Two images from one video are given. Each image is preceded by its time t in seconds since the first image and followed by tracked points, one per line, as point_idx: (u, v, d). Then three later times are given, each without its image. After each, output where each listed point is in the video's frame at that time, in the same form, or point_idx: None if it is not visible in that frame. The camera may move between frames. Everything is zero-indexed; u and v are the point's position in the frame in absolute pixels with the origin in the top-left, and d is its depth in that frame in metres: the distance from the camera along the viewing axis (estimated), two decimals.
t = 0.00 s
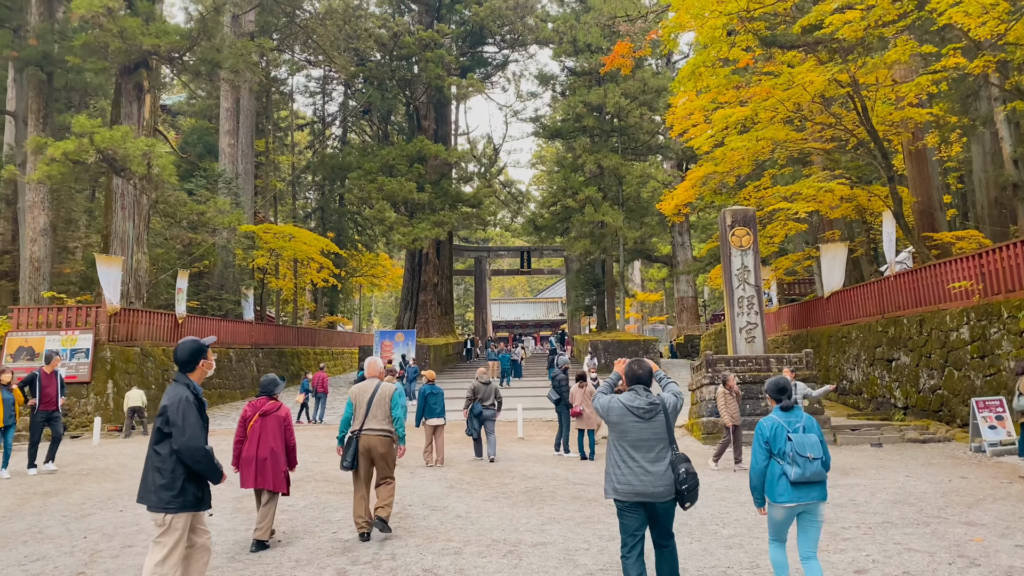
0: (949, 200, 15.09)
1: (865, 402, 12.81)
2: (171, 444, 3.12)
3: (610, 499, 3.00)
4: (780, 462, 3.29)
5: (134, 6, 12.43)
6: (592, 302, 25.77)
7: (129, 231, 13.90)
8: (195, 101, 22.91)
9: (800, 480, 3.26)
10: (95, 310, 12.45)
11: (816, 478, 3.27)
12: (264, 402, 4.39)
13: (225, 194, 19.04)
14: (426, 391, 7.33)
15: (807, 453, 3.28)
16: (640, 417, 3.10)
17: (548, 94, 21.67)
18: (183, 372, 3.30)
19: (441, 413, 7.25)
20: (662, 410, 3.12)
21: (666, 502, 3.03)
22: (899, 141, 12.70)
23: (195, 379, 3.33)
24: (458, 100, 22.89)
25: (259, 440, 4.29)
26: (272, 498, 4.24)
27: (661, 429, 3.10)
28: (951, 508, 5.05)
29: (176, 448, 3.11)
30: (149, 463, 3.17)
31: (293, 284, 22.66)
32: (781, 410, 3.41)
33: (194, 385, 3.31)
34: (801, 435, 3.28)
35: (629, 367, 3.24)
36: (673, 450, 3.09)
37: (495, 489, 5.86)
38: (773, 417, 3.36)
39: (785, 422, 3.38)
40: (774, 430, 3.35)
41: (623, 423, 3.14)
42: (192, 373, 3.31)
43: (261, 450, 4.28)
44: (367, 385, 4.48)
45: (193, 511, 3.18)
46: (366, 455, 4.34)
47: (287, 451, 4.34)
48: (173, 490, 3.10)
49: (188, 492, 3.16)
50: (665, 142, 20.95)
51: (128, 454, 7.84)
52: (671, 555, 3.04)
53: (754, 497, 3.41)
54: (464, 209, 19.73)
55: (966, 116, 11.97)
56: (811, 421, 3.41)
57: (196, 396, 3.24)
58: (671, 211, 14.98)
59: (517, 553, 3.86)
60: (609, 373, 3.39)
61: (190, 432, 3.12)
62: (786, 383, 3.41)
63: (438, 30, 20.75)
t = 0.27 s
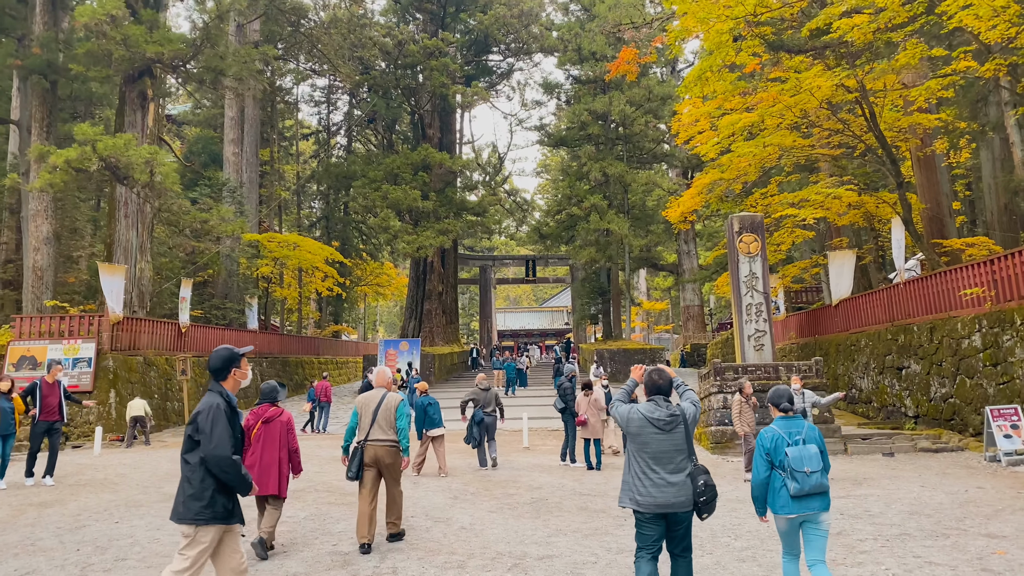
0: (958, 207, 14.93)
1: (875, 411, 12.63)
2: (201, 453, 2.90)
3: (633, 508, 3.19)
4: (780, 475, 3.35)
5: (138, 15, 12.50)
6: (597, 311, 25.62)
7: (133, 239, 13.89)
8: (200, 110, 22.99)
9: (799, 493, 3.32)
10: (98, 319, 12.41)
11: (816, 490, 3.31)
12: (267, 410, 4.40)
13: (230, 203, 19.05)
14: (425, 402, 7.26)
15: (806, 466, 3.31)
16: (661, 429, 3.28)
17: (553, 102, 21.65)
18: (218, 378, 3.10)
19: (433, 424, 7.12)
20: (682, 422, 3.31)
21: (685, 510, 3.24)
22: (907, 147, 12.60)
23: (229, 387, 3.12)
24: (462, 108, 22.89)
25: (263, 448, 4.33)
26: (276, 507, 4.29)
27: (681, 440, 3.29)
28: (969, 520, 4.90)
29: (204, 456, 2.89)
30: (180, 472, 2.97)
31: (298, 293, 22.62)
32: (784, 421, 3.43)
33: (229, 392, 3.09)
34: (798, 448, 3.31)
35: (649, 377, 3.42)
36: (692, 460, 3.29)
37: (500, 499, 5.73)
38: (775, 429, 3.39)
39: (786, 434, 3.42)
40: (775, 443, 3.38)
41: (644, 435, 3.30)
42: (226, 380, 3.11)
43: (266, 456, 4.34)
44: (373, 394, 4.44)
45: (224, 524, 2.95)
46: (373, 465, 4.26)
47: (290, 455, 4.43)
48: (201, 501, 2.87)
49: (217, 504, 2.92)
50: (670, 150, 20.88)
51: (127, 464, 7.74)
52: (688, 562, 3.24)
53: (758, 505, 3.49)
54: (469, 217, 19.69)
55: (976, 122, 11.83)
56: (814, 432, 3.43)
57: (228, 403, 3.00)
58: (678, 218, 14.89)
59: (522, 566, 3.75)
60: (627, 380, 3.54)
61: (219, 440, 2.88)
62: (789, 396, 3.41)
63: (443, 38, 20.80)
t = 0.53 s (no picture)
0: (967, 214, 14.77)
1: (885, 421, 12.42)
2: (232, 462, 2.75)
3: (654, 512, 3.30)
4: (787, 478, 3.28)
5: (141, 27, 12.57)
6: (602, 321, 25.46)
7: (135, 252, 13.86)
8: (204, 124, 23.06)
9: (807, 496, 3.23)
10: (100, 333, 12.34)
11: (825, 493, 3.23)
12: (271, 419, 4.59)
13: (233, 216, 19.08)
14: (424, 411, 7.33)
15: (814, 468, 3.23)
16: (682, 434, 3.38)
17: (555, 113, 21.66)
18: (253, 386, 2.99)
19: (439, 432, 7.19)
20: (703, 428, 3.40)
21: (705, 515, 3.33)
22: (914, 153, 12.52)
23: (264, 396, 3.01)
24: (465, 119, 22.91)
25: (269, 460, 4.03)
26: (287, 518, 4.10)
27: (701, 446, 3.39)
28: (990, 533, 4.74)
29: (235, 464, 2.73)
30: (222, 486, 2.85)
31: (302, 306, 22.55)
32: (790, 423, 3.37)
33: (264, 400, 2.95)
34: (806, 450, 3.24)
35: (668, 383, 3.52)
36: (712, 465, 3.38)
37: (506, 514, 5.58)
38: (780, 431, 3.34)
39: (793, 436, 3.34)
40: (781, 445, 3.32)
41: (664, 440, 3.42)
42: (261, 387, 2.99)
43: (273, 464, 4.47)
44: (386, 406, 4.68)
45: (266, 535, 2.76)
46: (385, 476, 4.52)
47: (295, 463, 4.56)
48: (239, 512, 2.72)
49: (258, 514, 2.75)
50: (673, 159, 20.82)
51: (127, 479, 7.61)
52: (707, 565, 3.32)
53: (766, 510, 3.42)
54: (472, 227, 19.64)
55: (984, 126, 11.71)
56: (822, 432, 3.35)
57: (260, 410, 2.85)
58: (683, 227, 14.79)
59: None
60: (644, 385, 3.65)
61: (247, 445, 2.72)
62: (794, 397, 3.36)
63: (446, 49, 20.87)
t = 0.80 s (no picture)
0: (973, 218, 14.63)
1: (893, 428, 12.24)
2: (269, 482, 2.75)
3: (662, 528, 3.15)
4: (799, 490, 3.17)
5: (142, 33, 12.59)
6: (605, 328, 25.31)
7: (135, 260, 13.79)
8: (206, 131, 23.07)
9: (818, 511, 3.12)
10: (100, 340, 12.23)
11: (837, 507, 3.13)
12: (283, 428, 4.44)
13: (234, 223, 19.04)
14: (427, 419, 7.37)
15: (826, 482, 3.13)
16: (693, 448, 3.25)
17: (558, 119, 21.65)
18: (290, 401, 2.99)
19: (439, 445, 7.38)
20: (713, 442, 3.26)
21: (716, 531, 3.17)
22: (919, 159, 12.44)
23: (302, 409, 3.01)
24: (467, 126, 22.91)
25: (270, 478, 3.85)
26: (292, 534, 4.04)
27: (711, 461, 3.25)
28: (1010, 547, 4.58)
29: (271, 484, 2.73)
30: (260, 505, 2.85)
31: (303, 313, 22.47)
32: (804, 436, 3.28)
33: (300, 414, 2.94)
34: (818, 464, 3.13)
35: (677, 398, 3.38)
36: (723, 481, 3.24)
37: (510, 526, 5.43)
38: (794, 444, 3.26)
39: (807, 450, 3.25)
40: (794, 458, 3.23)
41: (673, 454, 3.28)
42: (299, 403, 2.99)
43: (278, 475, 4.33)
44: (391, 414, 4.57)
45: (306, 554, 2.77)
46: (387, 484, 4.42)
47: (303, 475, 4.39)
48: (276, 533, 2.71)
49: (296, 535, 2.76)
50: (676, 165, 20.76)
51: (123, 489, 7.47)
52: None
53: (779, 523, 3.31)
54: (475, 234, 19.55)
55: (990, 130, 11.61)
56: (836, 448, 3.24)
57: (297, 426, 2.83)
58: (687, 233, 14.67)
59: None
60: (651, 398, 3.52)
61: (282, 465, 2.71)
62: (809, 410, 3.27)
63: (448, 56, 20.88)
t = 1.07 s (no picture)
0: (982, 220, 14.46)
1: (899, 432, 12.08)
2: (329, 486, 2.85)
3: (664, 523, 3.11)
4: (809, 485, 3.09)
5: (143, 27, 12.52)
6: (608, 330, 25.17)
7: (134, 256, 13.69)
8: (208, 129, 22.99)
9: (830, 506, 3.05)
10: (99, 337, 12.14)
11: (849, 502, 3.06)
12: (282, 428, 4.22)
13: (236, 221, 18.95)
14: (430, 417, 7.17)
15: (838, 477, 3.05)
16: (695, 444, 3.20)
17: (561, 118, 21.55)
18: (335, 404, 3.07)
19: (445, 440, 7.05)
20: (716, 438, 3.22)
21: (718, 528, 3.12)
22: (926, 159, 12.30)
23: (348, 410, 3.08)
24: (470, 125, 22.82)
25: (275, 468, 4.17)
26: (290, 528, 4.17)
27: (714, 456, 3.21)
28: None
29: (333, 489, 2.83)
30: (307, 510, 2.92)
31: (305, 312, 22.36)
32: (815, 431, 3.20)
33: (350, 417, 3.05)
34: (830, 458, 3.05)
35: (681, 394, 3.35)
36: (725, 477, 3.19)
37: (511, 528, 5.30)
38: (805, 439, 3.16)
39: (818, 444, 3.15)
40: (806, 452, 3.14)
41: (676, 449, 3.24)
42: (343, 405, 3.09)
43: (276, 475, 4.17)
44: (387, 414, 4.48)
45: (363, 557, 2.86)
46: (385, 487, 4.35)
47: (302, 477, 4.21)
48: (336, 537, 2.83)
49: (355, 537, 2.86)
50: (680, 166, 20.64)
51: (119, 487, 7.36)
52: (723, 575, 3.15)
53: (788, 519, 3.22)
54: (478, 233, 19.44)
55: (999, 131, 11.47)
56: (848, 443, 3.15)
57: (353, 431, 2.95)
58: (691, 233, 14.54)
59: None
60: (654, 394, 3.48)
61: (346, 469, 2.84)
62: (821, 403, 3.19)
63: (451, 54, 20.78)
